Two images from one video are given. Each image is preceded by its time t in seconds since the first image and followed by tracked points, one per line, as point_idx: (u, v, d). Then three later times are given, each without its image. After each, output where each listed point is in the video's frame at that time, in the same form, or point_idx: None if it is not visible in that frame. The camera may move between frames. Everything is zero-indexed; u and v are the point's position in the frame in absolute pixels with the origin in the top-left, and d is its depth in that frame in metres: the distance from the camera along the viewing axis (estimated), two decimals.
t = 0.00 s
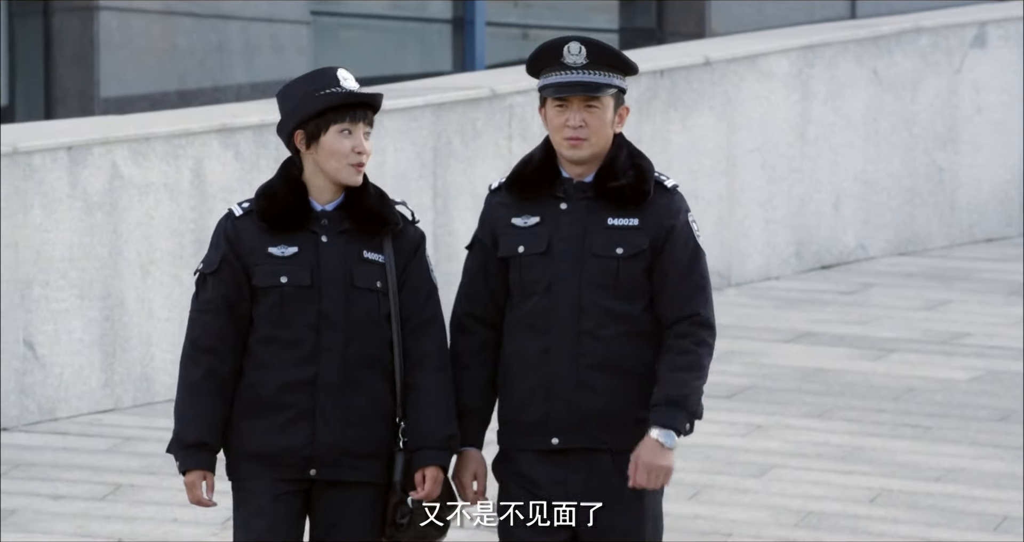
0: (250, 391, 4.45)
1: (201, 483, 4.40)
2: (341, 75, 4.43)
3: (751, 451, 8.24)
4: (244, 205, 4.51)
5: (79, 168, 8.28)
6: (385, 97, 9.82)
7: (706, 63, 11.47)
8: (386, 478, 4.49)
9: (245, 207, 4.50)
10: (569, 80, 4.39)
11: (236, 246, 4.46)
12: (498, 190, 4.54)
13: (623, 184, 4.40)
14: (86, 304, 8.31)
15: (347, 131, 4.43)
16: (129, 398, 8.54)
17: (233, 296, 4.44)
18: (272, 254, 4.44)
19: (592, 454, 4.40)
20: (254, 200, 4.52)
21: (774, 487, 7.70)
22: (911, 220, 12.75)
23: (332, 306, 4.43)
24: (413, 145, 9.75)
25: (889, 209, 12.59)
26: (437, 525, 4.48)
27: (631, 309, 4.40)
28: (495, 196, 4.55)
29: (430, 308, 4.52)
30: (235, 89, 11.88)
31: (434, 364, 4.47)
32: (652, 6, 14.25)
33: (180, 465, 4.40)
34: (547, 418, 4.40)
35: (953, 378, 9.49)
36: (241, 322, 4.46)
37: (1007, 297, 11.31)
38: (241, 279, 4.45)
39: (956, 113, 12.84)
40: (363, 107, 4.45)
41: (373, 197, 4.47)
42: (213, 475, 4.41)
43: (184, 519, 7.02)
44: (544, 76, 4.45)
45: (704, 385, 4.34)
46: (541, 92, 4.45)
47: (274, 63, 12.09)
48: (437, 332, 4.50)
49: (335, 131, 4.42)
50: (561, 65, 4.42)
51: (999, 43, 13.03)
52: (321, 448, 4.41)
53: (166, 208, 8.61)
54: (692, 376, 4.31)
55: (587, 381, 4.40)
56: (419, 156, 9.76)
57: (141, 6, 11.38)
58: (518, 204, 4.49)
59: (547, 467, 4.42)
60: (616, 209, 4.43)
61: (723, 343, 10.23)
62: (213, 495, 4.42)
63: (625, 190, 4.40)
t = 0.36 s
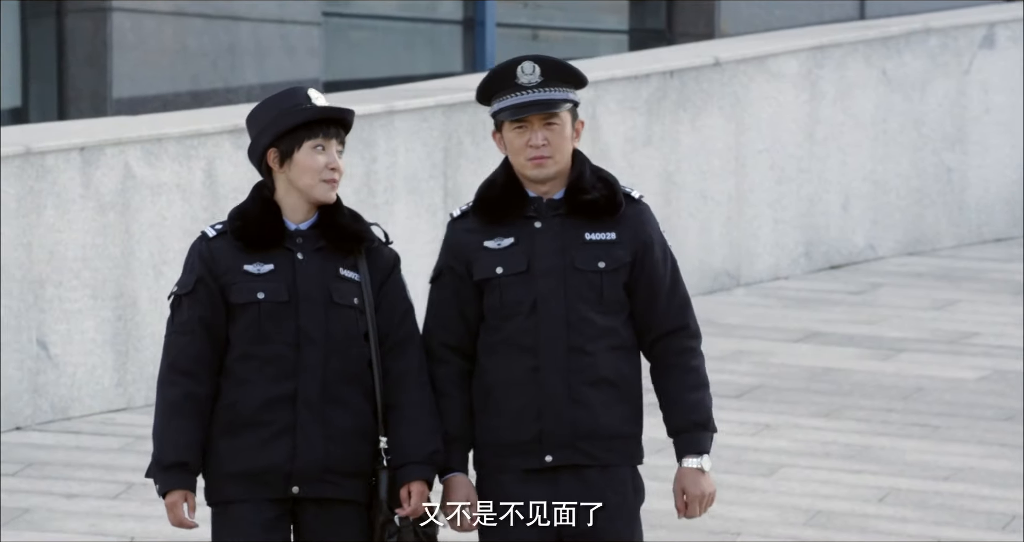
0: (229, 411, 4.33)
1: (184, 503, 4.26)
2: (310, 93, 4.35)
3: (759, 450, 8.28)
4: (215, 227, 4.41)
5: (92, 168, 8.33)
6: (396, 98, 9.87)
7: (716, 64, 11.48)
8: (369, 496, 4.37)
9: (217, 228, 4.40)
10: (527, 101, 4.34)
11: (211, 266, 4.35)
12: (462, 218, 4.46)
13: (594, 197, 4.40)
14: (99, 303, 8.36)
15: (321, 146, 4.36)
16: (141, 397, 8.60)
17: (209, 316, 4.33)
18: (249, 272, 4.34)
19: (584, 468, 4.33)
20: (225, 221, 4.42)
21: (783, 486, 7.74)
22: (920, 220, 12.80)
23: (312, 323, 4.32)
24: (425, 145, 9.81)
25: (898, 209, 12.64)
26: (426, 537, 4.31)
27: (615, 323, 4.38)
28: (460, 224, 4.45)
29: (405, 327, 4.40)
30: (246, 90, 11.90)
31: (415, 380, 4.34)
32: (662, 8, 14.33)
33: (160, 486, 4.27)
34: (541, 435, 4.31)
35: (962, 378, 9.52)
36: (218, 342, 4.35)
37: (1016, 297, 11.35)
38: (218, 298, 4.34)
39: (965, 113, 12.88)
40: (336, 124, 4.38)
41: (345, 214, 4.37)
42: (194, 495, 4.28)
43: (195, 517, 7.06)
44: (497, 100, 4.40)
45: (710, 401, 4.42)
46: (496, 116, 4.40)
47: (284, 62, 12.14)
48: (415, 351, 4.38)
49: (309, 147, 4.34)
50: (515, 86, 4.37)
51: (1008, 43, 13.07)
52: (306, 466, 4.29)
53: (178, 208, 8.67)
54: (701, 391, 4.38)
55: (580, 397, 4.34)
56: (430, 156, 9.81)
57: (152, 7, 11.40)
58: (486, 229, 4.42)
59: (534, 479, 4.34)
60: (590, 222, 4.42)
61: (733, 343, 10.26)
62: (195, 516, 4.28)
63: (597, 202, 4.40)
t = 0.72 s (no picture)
0: (217, 412, 4.26)
1: (175, 500, 4.18)
2: (305, 90, 4.28)
3: (770, 449, 8.31)
4: (207, 226, 4.34)
5: (107, 170, 8.37)
6: (408, 99, 9.91)
7: (727, 65, 11.52)
8: (359, 498, 4.30)
9: (208, 227, 4.32)
10: (526, 96, 4.32)
11: (200, 264, 4.28)
12: (455, 212, 4.44)
13: (589, 196, 4.39)
14: (113, 304, 8.40)
15: (315, 145, 4.28)
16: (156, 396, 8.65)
17: (200, 316, 4.26)
18: (237, 272, 4.27)
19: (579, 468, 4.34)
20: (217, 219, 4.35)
21: (795, 486, 7.77)
22: (931, 220, 12.84)
23: (299, 324, 4.25)
24: (437, 147, 9.85)
25: (909, 210, 12.67)
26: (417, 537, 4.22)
27: (609, 323, 4.38)
28: (451, 219, 4.44)
29: (400, 325, 4.31)
30: (259, 91, 11.93)
31: (407, 380, 4.26)
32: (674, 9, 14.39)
33: (151, 484, 4.19)
34: (539, 437, 4.31)
35: (973, 377, 9.55)
36: (209, 342, 4.28)
37: None
38: (208, 298, 4.27)
39: (976, 114, 12.91)
40: (330, 122, 4.31)
41: (339, 213, 4.30)
42: (186, 492, 4.19)
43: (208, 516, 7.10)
44: (493, 95, 4.37)
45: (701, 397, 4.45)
46: (492, 110, 4.37)
47: (297, 64, 12.17)
48: (409, 350, 4.30)
49: (304, 146, 4.27)
50: (513, 82, 4.35)
51: (1019, 45, 13.11)
52: (292, 469, 4.22)
53: (192, 209, 8.71)
54: (691, 388, 4.41)
55: (578, 396, 4.34)
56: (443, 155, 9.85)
57: (165, 8, 11.45)
58: (481, 225, 4.40)
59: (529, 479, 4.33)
60: (585, 221, 4.41)
61: (744, 343, 10.29)
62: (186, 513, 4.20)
63: (592, 201, 4.39)
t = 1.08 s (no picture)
0: (223, 436, 4.19)
1: (166, 528, 4.15)
2: (330, 116, 4.22)
3: (783, 449, 8.34)
4: (227, 248, 4.28)
5: (122, 170, 8.43)
6: (422, 100, 9.95)
7: (740, 66, 11.56)
8: (362, 530, 4.22)
9: (228, 250, 4.27)
10: (555, 112, 4.28)
11: (216, 287, 4.23)
12: (474, 225, 4.42)
13: (606, 216, 4.34)
14: (128, 304, 8.44)
15: (339, 173, 4.21)
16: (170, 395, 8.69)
17: (209, 337, 4.21)
18: (251, 295, 4.20)
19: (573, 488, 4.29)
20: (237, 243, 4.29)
21: (808, 485, 7.80)
22: (942, 220, 12.87)
23: (309, 351, 4.18)
24: (451, 148, 9.89)
25: (921, 211, 12.70)
26: None
27: (617, 346, 4.33)
28: (471, 230, 4.42)
29: (418, 360, 4.25)
30: (274, 93, 11.98)
31: (424, 418, 4.21)
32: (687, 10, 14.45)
33: (149, 510, 4.16)
34: (532, 454, 4.28)
35: (985, 378, 9.57)
36: (218, 364, 4.23)
37: None
38: (219, 320, 4.22)
39: (988, 115, 12.94)
40: (355, 149, 4.24)
41: (359, 241, 4.23)
42: (178, 520, 4.17)
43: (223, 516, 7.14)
44: (523, 109, 4.34)
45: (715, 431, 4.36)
46: (521, 125, 4.34)
47: (312, 66, 12.23)
48: (427, 385, 4.24)
49: (327, 173, 4.19)
50: (544, 96, 4.32)
51: None
52: (292, 496, 4.14)
53: (206, 210, 8.76)
54: (709, 421, 4.33)
55: (574, 415, 4.29)
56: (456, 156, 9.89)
57: (181, 9, 11.49)
58: (497, 239, 4.38)
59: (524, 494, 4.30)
60: (600, 241, 4.36)
61: (756, 344, 10.32)
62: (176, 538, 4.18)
63: (609, 222, 4.34)
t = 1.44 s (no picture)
0: (244, 429, 4.24)
1: (196, 514, 4.15)
2: (356, 112, 4.27)
3: (792, 448, 8.36)
4: (243, 239, 4.32)
5: (134, 170, 8.46)
6: (432, 99, 9.98)
7: (749, 65, 11.58)
8: (381, 525, 4.30)
9: (244, 241, 4.31)
10: (576, 109, 4.30)
11: (235, 278, 4.26)
12: (492, 221, 4.46)
13: (619, 218, 4.32)
14: (140, 303, 8.47)
15: (359, 169, 4.25)
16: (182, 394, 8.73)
17: (230, 328, 4.24)
18: (272, 289, 4.25)
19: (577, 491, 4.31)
20: (252, 233, 4.33)
21: (817, 484, 7.82)
22: (951, 219, 12.89)
23: (332, 346, 4.24)
24: (461, 147, 9.92)
25: (929, 210, 12.72)
26: None
27: (626, 347, 4.31)
28: (489, 226, 4.46)
29: (434, 357, 4.33)
30: (285, 92, 12.01)
31: (442, 414, 4.29)
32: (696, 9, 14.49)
33: (174, 496, 4.16)
34: (539, 455, 4.31)
35: (993, 376, 9.59)
36: (237, 357, 4.26)
37: None
38: (240, 313, 4.25)
39: (997, 115, 12.94)
40: (376, 147, 4.28)
41: (374, 238, 4.28)
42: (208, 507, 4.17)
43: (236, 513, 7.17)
44: (545, 105, 4.35)
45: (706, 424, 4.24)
46: (543, 121, 4.35)
47: (321, 65, 12.25)
48: (443, 380, 4.32)
49: (348, 169, 4.24)
50: (566, 93, 4.32)
51: None
52: (316, 492, 4.22)
53: (218, 209, 8.79)
54: (698, 413, 4.21)
55: (578, 418, 4.31)
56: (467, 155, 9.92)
57: (192, 9, 11.52)
58: (514, 236, 4.40)
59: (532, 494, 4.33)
60: (612, 241, 4.34)
61: (766, 342, 10.35)
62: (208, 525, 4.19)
63: (621, 223, 4.31)
